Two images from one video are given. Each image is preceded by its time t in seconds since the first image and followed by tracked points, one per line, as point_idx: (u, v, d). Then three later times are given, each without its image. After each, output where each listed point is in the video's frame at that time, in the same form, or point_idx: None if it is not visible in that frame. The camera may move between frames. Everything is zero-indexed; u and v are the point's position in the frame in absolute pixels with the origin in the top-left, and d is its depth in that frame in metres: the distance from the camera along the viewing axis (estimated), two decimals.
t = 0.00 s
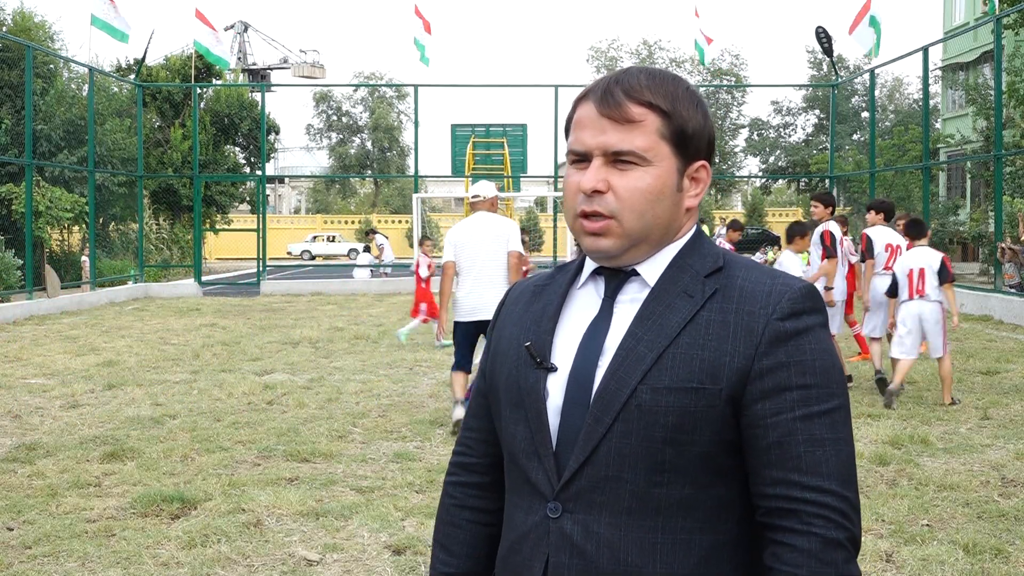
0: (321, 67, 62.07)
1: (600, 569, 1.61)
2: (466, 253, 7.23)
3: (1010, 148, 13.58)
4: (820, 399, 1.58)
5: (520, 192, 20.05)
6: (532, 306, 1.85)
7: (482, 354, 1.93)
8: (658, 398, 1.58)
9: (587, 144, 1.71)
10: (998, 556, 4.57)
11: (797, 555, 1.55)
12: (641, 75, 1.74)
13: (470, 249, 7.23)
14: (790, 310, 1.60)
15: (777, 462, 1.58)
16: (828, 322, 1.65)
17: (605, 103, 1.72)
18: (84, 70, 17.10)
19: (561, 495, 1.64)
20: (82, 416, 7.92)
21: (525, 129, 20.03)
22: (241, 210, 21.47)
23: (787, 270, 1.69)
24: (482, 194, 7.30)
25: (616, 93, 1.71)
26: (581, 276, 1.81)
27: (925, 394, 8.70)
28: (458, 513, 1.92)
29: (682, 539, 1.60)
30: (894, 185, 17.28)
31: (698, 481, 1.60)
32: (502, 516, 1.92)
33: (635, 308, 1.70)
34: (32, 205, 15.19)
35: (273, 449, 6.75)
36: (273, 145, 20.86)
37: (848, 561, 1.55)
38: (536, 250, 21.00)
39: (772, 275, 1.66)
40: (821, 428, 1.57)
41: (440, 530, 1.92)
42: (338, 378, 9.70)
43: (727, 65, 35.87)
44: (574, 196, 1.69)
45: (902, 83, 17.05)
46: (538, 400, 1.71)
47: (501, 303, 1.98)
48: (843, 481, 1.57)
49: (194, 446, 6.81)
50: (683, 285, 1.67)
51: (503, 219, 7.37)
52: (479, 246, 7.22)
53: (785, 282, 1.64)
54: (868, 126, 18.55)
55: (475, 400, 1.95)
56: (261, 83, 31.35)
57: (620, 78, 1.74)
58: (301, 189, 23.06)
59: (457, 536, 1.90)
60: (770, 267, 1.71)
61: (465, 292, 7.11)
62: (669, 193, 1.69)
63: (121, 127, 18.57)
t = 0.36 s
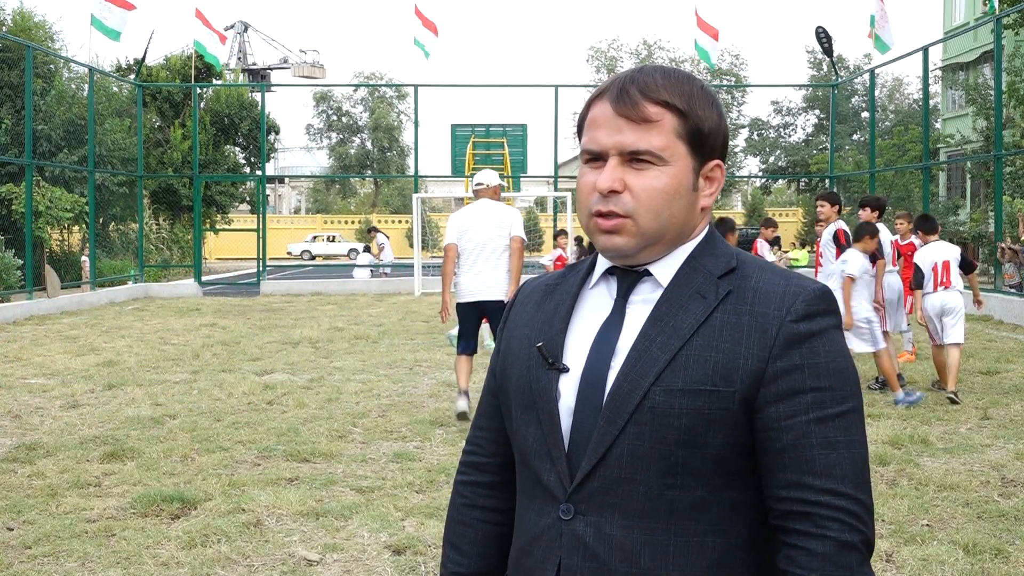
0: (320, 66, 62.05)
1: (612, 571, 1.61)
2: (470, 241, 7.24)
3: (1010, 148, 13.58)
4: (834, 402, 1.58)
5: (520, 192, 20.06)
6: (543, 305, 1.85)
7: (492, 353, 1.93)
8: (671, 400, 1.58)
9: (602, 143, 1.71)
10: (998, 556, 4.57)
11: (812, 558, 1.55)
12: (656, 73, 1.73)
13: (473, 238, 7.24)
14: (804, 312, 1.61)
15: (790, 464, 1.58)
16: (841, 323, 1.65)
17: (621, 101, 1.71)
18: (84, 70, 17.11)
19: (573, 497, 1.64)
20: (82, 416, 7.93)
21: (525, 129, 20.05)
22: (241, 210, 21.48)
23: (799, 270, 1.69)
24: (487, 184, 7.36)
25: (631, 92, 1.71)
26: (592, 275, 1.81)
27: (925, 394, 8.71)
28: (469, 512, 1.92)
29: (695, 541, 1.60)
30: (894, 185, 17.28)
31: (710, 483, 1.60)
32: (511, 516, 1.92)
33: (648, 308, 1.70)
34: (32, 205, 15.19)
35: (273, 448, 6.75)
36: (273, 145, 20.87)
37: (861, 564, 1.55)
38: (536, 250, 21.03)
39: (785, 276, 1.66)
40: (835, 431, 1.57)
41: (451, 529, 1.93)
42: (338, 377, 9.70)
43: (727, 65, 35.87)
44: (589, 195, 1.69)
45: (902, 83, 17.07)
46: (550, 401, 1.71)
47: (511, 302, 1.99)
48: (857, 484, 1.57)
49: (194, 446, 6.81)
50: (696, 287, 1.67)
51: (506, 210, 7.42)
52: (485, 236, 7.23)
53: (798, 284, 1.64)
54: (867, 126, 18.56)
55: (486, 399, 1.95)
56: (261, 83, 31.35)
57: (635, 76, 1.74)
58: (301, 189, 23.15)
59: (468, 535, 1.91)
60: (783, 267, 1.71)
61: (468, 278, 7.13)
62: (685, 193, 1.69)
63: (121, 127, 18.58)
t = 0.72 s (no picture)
0: (321, 67, 62.03)
1: (614, 571, 1.61)
2: (474, 251, 7.22)
3: (1010, 147, 13.58)
4: (837, 404, 1.58)
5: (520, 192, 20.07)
6: (547, 304, 1.85)
7: (494, 351, 1.93)
8: (675, 402, 1.58)
9: (609, 142, 1.71)
10: (998, 555, 4.57)
11: (813, 560, 1.55)
12: (664, 74, 1.73)
13: (482, 246, 7.24)
14: (809, 314, 1.61)
15: (792, 466, 1.58)
16: (845, 326, 1.65)
17: (629, 101, 1.71)
18: (84, 70, 17.12)
19: (576, 496, 1.64)
20: (82, 417, 7.92)
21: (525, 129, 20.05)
22: (241, 209, 21.49)
23: (804, 273, 1.69)
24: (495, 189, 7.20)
25: (640, 91, 1.71)
26: (596, 275, 1.82)
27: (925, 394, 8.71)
28: (470, 510, 1.92)
29: (697, 541, 1.60)
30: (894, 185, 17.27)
31: (713, 484, 1.60)
32: (512, 514, 1.92)
33: (651, 309, 1.70)
34: (32, 205, 15.19)
35: (273, 449, 6.75)
36: (273, 145, 20.88)
37: (863, 566, 1.56)
38: (536, 250, 21.03)
39: (789, 278, 1.67)
40: (837, 434, 1.57)
41: (451, 527, 1.93)
42: (338, 377, 9.70)
43: (727, 65, 35.87)
44: (595, 194, 1.69)
45: (902, 82, 17.07)
46: (554, 400, 1.71)
47: (513, 301, 1.99)
48: (858, 486, 1.57)
49: (194, 446, 6.81)
50: (701, 287, 1.67)
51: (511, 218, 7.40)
52: (494, 246, 7.24)
53: (803, 286, 1.64)
54: (867, 126, 18.55)
55: (488, 397, 1.95)
56: (261, 83, 31.35)
57: (643, 75, 1.73)
58: (301, 189, 23.17)
59: (469, 532, 1.91)
60: (787, 270, 1.72)
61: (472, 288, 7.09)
62: (691, 194, 1.69)
63: (121, 127, 18.58)
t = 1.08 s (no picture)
0: (320, 67, 62.02)
1: (612, 569, 1.61)
2: (484, 253, 7.24)
3: (1010, 147, 13.59)
4: (833, 399, 1.59)
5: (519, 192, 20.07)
6: (543, 303, 1.85)
7: (489, 351, 1.94)
8: (671, 399, 1.59)
9: (602, 143, 1.71)
10: (998, 555, 4.57)
11: (811, 554, 1.55)
12: (657, 74, 1.73)
13: (493, 247, 7.24)
14: (803, 310, 1.61)
15: (790, 461, 1.58)
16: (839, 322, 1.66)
17: (622, 101, 1.71)
18: (84, 70, 17.12)
19: (573, 495, 1.64)
20: (82, 416, 7.92)
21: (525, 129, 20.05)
22: (241, 209, 21.50)
23: (799, 269, 1.70)
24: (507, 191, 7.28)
25: (633, 92, 1.71)
26: (591, 274, 1.82)
27: (925, 394, 8.71)
28: (467, 509, 1.92)
29: (696, 538, 1.60)
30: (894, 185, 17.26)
31: (711, 482, 1.60)
32: (509, 512, 1.92)
33: (646, 307, 1.71)
34: (32, 205, 15.20)
35: (273, 449, 6.75)
36: (273, 145, 20.89)
37: (862, 559, 1.56)
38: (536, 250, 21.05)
39: (784, 275, 1.67)
40: (835, 427, 1.58)
41: (449, 526, 1.93)
42: (338, 377, 9.70)
43: (726, 65, 35.88)
44: (589, 195, 1.69)
45: (902, 82, 17.06)
46: (549, 399, 1.71)
47: (508, 301, 1.99)
48: (856, 480, 1.58)
49: (194, 446, 6.81)
50: (695, 285, 1.68)
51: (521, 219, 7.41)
52: (504, 245, 7.24)
53: (796, 282, 1.65)
54: (868, 126, 18.55)
55: (484, 396, 1.95)
56: (261, 83, 31.34)
57: (636, 77, 1.74)
58: (301, 189, 23.22)
59: (466, 531, 1.91)
60: (782, 266, 1.72)
61: (483, 291, 7.11)
62: (684, 193, 1.69)
63: (121, 127, 18.57)
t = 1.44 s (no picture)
0: (320, 67, 62.05)
1: (611, 569, 1.61)
2: (475, 254, 7.20)
3: (1010, 148, 13.60)
4: (829, 396, 1.59)
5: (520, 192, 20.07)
6: (539, 305, 1.85)
7: (487, 353, 1.94)
8: (667, 398, 1.59)
9: (592, 142, 1.71)
10: (997, 556, 4.57)
11: (808, 550, 1.55)
12: (646, 74, 1.73)
13: (479, 249, 7.20)
14: (797, 308, 1.61)
15: (786, 458, 1.58)
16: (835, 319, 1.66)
17: (610, 101, 1.72)
18: (84, 70, 17.14)
19: (572, 495, 1.64)
20: (82, 416, 7.92)
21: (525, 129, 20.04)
22: (241, 210, 21.51)
23: (793, 267, 1.70)
24: (497, 190, 7.21)
25: (621, 92, 1.72)
26: (586, 275, 1.82)
27: (925, 394, 8.71)
28: (467, 511, 1.92)
29: (694, 536, 1.60)
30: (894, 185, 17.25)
31: (708, 479, 1.60)
32: (509, 514, 1.92)
33: (641, 307, 1.71)
34: (32, 205, 15.20)
35: (273, 449, 6.75)
36: (273, 145, 20.89)
37: (858, 556, 1.56)
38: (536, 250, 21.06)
39: (778, 272, 1.67)
40: (831, 424, 1.58)
41: (449, 529, 1.93)
42: (338, 378, 9.70)
43: (726, 64, 35.90)
44: (579, 194, 1.69)
45: (902, 82, 17.06)
46: (545, 400, 1.71)
47: (505, 303, 1.99)
48: (852, 476, 1.58)
49: (194, 446, 6.81)
50: (689, 284, 1.68)
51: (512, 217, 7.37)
52: (490, 246, 7.19)
53: (791, 279, 1.65)
54: (867, 126, 18.55)
55: (482, 399, 1.95)
56: (261, 84, 31.34)
57: (625, 77, 1.74)
58: (301, 189, 23.24)
59: (467, 534, 1.91)
60: (776, 264, 1.72)
61: (476, 291, 7.11)
62: (675, 192, 1.69)
63: (121, 127, 18.57)
